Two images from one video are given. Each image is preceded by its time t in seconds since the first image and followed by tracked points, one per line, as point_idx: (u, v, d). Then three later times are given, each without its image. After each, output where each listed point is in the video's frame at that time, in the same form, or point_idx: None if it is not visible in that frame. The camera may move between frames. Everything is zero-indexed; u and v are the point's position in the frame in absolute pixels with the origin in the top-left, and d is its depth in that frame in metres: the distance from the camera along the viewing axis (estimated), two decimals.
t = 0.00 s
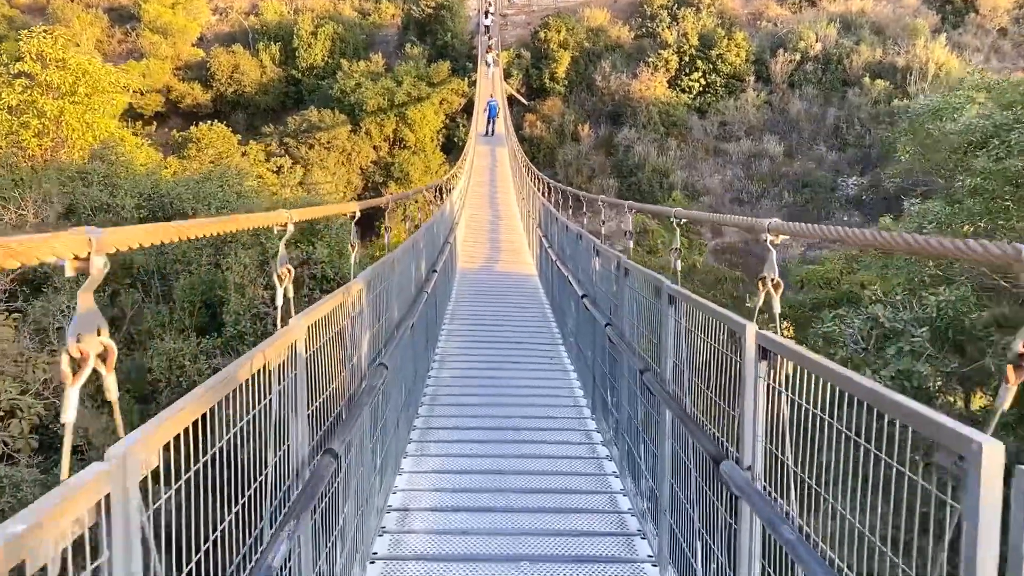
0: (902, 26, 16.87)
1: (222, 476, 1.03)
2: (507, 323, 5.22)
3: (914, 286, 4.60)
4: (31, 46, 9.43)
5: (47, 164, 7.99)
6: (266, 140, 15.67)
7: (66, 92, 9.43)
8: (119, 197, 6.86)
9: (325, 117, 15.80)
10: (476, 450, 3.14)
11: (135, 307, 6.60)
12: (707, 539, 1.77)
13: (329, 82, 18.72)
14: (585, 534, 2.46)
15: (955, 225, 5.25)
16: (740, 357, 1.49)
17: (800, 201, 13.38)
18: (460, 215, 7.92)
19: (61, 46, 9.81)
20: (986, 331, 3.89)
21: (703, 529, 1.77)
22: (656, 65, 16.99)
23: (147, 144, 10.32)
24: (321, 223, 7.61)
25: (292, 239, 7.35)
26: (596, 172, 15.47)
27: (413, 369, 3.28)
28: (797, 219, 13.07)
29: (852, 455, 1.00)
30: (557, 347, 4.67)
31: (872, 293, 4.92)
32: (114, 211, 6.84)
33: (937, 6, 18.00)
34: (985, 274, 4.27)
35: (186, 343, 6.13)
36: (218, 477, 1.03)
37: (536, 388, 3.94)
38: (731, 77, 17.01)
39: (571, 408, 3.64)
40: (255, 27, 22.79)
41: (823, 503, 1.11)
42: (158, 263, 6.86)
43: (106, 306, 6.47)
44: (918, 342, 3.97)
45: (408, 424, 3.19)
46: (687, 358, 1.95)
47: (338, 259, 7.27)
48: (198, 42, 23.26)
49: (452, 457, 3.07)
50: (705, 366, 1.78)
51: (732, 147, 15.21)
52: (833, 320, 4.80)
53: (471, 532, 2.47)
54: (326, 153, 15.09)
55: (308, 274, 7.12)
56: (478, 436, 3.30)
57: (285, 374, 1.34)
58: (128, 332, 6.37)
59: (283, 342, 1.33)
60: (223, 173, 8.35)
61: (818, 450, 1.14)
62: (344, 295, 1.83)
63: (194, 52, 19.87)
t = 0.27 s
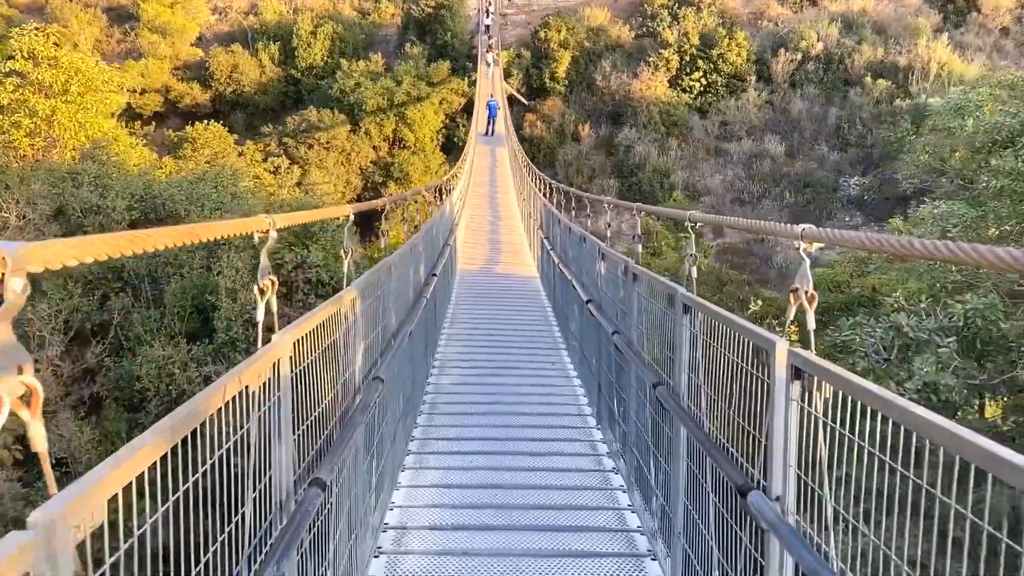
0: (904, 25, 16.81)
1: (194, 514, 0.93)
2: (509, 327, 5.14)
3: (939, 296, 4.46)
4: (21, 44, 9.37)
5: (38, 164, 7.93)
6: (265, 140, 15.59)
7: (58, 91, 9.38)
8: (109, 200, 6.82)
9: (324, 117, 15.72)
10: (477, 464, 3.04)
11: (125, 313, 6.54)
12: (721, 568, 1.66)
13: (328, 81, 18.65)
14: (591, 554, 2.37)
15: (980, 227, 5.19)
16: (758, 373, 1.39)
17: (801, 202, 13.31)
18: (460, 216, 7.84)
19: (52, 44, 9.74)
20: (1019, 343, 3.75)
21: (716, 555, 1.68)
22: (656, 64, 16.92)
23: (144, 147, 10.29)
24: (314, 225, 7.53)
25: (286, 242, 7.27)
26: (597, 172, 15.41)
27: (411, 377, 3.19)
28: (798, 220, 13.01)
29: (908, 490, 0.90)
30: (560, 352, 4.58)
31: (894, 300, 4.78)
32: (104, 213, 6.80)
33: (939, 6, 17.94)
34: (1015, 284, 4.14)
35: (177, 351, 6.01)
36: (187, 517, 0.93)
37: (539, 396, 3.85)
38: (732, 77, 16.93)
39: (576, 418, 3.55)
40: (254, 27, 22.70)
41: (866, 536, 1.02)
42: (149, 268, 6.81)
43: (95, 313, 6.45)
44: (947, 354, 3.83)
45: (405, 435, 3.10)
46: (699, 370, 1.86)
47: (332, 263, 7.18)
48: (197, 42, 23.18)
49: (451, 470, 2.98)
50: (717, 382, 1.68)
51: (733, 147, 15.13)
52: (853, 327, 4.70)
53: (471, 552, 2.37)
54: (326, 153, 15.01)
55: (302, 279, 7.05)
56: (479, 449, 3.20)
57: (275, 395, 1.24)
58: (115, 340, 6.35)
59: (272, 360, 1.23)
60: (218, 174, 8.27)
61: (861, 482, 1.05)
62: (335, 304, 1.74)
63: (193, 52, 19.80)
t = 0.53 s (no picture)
0: (906, 24, 16.74)
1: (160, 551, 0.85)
2: (510, 330, 5.06)
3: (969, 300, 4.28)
4: (13, 40, 9.31)
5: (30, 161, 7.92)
6: (265, 139, 15.54)
7: (51, 88, 9.36)
8: (100, 199, 6.76)
9: (324, 116, 15.65)
10: (478, 475, 2.96)
11: (116, 315, 6.47)
12: None
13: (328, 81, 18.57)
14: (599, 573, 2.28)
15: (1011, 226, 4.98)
16: (797, 387, 1.29)
17: (803, 201, 13.24)
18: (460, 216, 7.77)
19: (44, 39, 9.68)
20: None
21: None
22: (658, 64, 16.85)
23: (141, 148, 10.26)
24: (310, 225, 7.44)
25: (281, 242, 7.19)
26: (598, 172, 15.37)
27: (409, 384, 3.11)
28: (800, 219, 12.97)
29: (969, 529, 0.80)
30: (564, 356, 4.51)
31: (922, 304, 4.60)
32: (95, 213, 6.74)
33: (942, 4, 17.85)
34: None
35: (166, 355, 5.97)
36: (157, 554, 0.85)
37: (541, 403, 3.78)
38: (734, 76, 16.84)
39: (582, 426, 3.47)
40: (254, 26, 22.64)
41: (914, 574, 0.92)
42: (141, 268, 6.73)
43: (85, 315, 6.34)
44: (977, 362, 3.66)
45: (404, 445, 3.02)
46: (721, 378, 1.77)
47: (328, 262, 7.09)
48: (196, 41, 23.12)
49: (451, 482, 2.89)
50: (740, 394, 1.59)
51: (735, 147, 15.05)
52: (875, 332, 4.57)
53: (473, 570, 2.28)
54: (326, 152, 14.95)
55: (297, 280, 6.97)
56: (480, 459, 3.12)
57: (256, 414, 1.15)
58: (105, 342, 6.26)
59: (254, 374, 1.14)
60: (214, 173, 8.20)
61: (919, 515, 0.95)
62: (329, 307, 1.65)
63: (192, 51, 19.74)
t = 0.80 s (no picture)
0: (909, 24, 16.68)
1: None
2: (512, 335, 4.99)
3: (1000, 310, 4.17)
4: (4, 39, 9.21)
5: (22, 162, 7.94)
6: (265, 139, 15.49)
7: (45, 88, 9.37)
8: (92, 201, 6.60)
9: (324, 116, 15.58)
10: (481, 491, 2.87)
11: (106, 320, 6.40)
12: None
13: (328, 81, 18.50)
14: None
15: None
16: (833, 413, 1.21)
17: (805, 202, 13.18)
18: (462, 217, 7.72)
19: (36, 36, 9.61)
20: None
21: None
22: (659, 64, 16.78)
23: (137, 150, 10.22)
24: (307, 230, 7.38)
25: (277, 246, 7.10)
26: (598, 172, 15.34)
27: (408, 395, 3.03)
28: (802, 220, 12.94)
29: None
30: (568, 363, 4.44)
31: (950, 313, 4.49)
32: (87, 216, 6.58)
33: (944, 4, 17.76)
34: None
35: (157, 362, 5.87)
36: None
37: (544, 413, 3.70)
38: (735, 76, 16.76)
39: (588, 439, 3.38)
40: (254, 26, 22.57)
41: None
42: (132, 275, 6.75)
43: (76, 321, 6.26)
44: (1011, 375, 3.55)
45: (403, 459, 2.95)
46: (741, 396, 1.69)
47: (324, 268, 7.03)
48: (196, 41, 23.06)
49: (453, 497, 2.81)
50: (766, 416, 1.51)
51: (737, 147, 14.98)
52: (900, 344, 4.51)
53: None
54: (326, 153, 14.89)
55: (292, 286, 6.85)
56: (483, 474, 3.03)
57: (243, 445, 1.07)
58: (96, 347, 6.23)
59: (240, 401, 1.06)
60: (210, 174, 8.13)
61: (973, 567, 0.87)
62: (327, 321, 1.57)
63: (191, 51, 19.67)
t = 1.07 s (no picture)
0: (911, 23, 16.61)
1: None
2: (513, 337, 4.91)
3: None
4: None
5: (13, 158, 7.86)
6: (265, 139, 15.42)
7: (36, 84, 9.29)
8: (82, 200, 6.53)
9: (323, 116, 15.52)
10: (481, 502, 2.78)
11: (93, 323, 6.35)
12: None
13: (327, 80, 18.43)
14: None
15: None
16: (859, 425, 1.13)
17: (806, 202, 13.14)
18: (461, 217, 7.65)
19: (27, 32, 9.54)
20: None
21: None
22: (659, 63, 16.71)
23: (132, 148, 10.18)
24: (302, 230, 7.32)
25: (268, 247, 7.07)
26: (599, 172, 15.28)
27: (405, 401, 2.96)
28: (803, 220, 12.91)
29: None
30: (570, 366, 4.36)
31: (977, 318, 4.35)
32: (76, 215, 6.51)
33: (946, 3, 17.67)
34: None
35: (144, 367, 5.81)
36: None
37: (546, 418, 3.62)
38: (736, 75, 16.68)
39: (591, 447, 3.29)
40: (253, 26, 22.48)
41: None
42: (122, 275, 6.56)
43: (61, 324, 6.19)
44: None
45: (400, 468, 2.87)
46: (756, 405, 1.61)
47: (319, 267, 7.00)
48: (195, 40, 22.98)
49: (450, 508, 2.73)
50: (786, 427, 1.41)
51: (738, 146, 14.91)
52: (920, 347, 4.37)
53: None
54: (325, 152, 14.81)
55: (284, 288, 6.82)
56: (483, 484, 2.94)
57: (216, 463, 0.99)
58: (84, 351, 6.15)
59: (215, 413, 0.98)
60: (204, 173, 8.07)
61: None
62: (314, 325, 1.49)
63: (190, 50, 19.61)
